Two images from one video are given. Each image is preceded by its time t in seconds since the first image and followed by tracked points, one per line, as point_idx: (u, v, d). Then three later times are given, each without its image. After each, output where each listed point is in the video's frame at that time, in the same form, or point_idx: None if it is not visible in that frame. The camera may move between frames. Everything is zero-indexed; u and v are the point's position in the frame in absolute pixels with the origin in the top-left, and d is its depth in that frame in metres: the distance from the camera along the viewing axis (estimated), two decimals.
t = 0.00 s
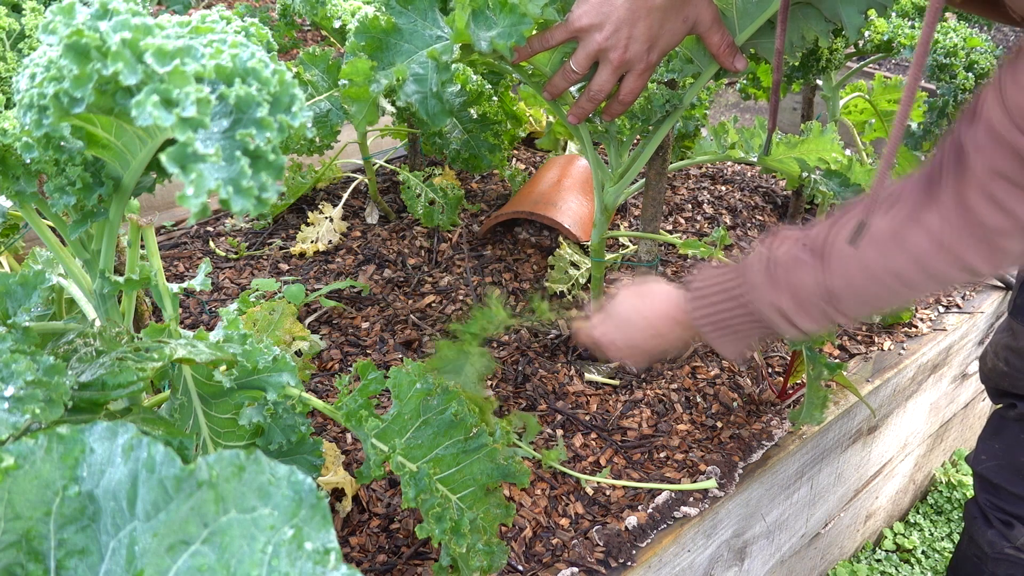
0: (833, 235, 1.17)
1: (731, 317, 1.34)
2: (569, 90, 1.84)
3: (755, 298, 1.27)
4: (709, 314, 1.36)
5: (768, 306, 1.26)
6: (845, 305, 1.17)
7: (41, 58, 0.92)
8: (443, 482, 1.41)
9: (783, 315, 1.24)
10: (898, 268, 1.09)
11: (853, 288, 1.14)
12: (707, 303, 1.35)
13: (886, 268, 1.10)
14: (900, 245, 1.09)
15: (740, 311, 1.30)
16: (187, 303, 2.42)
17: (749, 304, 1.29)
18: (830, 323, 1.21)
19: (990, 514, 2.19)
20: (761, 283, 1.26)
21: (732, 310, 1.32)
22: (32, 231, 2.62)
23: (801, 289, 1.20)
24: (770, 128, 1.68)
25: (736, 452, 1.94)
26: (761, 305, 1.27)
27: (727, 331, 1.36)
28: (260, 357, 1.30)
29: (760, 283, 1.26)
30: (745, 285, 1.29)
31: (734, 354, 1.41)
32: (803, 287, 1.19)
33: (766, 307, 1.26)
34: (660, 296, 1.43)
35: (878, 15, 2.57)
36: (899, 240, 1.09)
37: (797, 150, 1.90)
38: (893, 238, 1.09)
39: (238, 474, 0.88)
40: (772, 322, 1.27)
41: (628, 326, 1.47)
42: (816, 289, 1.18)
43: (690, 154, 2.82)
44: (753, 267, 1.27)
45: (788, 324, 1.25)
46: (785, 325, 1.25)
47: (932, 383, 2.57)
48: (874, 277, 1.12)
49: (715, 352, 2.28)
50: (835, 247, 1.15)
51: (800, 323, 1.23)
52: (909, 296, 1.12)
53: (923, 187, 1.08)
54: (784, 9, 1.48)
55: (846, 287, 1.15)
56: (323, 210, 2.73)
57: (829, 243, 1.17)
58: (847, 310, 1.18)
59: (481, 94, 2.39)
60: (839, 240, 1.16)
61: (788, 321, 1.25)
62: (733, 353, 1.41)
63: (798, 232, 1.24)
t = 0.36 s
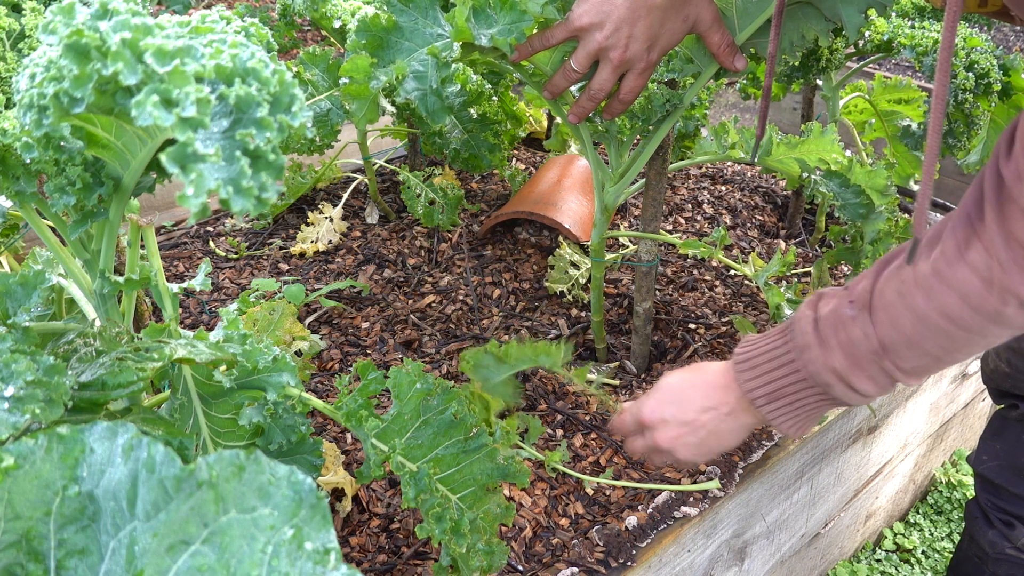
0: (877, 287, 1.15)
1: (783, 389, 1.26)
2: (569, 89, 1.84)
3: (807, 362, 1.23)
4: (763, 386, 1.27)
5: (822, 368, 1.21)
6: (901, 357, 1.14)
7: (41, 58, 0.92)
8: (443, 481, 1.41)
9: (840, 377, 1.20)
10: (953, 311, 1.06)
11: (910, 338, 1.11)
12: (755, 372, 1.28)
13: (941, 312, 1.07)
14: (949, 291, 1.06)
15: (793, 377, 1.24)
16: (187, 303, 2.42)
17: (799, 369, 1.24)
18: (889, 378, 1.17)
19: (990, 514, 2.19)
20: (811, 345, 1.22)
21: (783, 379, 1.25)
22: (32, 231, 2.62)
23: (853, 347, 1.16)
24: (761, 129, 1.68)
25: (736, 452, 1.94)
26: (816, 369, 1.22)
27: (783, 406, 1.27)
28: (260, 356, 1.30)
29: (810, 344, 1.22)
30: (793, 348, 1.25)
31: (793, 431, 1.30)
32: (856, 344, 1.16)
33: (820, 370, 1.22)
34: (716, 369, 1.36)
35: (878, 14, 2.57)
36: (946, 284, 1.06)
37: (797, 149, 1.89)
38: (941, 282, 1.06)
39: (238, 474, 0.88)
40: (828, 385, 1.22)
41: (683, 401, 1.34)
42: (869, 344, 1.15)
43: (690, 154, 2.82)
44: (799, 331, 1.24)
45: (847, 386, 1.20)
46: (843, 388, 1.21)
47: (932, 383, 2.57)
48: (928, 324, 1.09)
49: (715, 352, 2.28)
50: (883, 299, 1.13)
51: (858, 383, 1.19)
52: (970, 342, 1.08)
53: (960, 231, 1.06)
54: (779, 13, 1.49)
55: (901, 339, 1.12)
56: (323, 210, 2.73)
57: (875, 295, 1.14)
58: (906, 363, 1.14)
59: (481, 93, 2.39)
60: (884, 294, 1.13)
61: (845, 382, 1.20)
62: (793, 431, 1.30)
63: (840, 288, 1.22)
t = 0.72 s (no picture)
0: (971, 253, 1.29)
1: (875, 346, 1.42)
2: (569, 89, 1.84)
3: (904, 326, 1.37)
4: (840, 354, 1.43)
5: (917, 331, 1.36)
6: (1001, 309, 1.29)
7: (41, 58, 0.92)
8: (443, 481, 1.41)
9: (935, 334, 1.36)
10: None
11: (1002, 296, 1.27)
12: (840, 342, 1.43)
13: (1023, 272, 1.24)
14: None
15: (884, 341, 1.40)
16: (187, 303, 2.42)
17: (892, 332, 1.39)
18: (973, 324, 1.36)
19: (990, 514, 2.19)
20: (909, 311, 1.35)
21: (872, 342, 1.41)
22: (32, 231, 2.62)
23: (955, 309, 1.31)
24: (767, 128, 1.71)
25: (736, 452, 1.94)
26: (909, 332, 1.37)
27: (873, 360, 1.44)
28: (260, 357, 1.30)
29: (906, 311, 1.35)
30: (885, 315, 1.38)
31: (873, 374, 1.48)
32: (955, 306, 1.31)
33: (915, 332, 1.37)
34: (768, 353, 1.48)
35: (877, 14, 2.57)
36: None
37: (796, 149, 1.89)
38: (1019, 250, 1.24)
39: (238, 474, 0.88)
40: (919, 342, 1.38)
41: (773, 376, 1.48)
42: (968, 305, 1.30)
43: (690, 154, 2.82)
44: (892, 298, 1.36)
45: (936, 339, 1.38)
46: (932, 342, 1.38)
47: (932, 383, 2.57)
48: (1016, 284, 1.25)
49: (715, 351, 2.28)
50: (975, 264, 1.28)
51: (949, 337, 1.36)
52: None
53: None
54: (783, 8, 1.52)
55: (997, 298, 1.28)
56: (323, 210, 2.73)
57: (967, 262, 1.29)
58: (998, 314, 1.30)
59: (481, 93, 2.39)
60: (979, 259, 1.28)
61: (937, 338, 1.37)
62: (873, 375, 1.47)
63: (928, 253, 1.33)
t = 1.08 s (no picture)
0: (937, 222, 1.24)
1: (826, 299, 1.40)
2: (569, 89, 1.84)
3: (854, 283, 1.34)
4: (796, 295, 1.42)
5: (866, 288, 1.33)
6: (950, 287, 1.25)
7: (41, 58, 0.92)
8: (443, 482, 1.41)
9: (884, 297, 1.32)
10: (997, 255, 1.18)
11: (959, 272, 1.22)
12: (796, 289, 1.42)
13: (987, 253, 1.19)
14: None
15: (833, 293, 1.38)
16: (187, 303, 2.41)
17: (843, 288, 1.37)
18: (922, 300, 1.31)
19: (990, 514, 2.19)
20: (860, 267, 1.32)
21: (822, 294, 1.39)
22: (32, 231, 2.62)
23: (905, 274, 1.27)
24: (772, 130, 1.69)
25: (736, 452, 1.93)
26: (859, 289, 1.34)
27: (816, 314, 1.43)
28: (260, 357, 1.30)
29: (858, 268, 1.33)
30: (839, 271, 1.36)
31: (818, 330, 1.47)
32: (906, 273, 1.27)
33: (863, 292, 1.34)
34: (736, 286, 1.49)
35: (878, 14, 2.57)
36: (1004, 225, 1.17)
37: (797, 150, 1.90)
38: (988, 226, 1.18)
39: (238, 474, 0.88)
40: (869, 303, 1.35)
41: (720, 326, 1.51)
42: (920, 275, 1.26)
43: (690, 154, 2.83)
44: (851, 251, 1.33)
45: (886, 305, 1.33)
46: (883, 307, 1.34)
47: (932, 383, 2.56)
48: (976, 263, 1.20)
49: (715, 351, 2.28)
50: (937, 235, 1.23)
51: (900, 305, 1.32)
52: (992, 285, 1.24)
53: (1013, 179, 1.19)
54: (788, 12, 1.52)
55: (952, 272, 1.22)
56: (323, 210, 2.72)
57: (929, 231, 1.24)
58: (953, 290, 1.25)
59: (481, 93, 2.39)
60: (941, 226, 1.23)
61: (887, 303, 1.33)
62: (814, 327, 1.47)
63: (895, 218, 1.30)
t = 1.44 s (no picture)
0: (827, 159, 1.36)
1: (729, 229, 1.50)
2: (569, 89, 1.84)
3: (750, 212, 1.45)
4: (712, 223, 1.50)
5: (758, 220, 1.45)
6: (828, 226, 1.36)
7: (41, 58, 0.92)
8: (443, 481, 1.41)
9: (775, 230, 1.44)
10: (875, 196, 1.28)
11: (836, 209, 1.34)
12: (707, 212, 1.51)
13: (865, 194, 1.30)
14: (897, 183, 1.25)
15: (734, 223, 1.48)
16: (187, 303, 2.41)
17: (742, 219, 1.47)
18: (805, 242, 1.42)
19: (990, 514, 2.19)
20: (757, 198, 1.44)
21: (728, 223, 1.49)
22: (32, 231, 2.62)
23: (793, 206, 1.39)
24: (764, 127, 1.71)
25: (736, 452, 1.93)
26: (754, 220, 1.45)
27: (723, 244, 1.52)
28: (260, 357, 1.30)
29: (755, 198, 1.44)
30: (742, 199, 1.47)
31: (734, 262, 1.56)
32: (794, 204, 1.39)
33: (758, 222, 1.45)
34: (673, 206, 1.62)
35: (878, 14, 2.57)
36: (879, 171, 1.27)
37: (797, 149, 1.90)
38: (872, 168, 1.28)
39: (238, 474, 0.88)
40: (762, 235, 1.46)
41: (647, 238, 1.63)
42: (804, 208, 1.38)
43: (689, 154, 2.82)
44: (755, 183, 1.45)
45: (779, 239, 1.45)
46: (775, 239, 1.45)
47: (932, 383, 2.56)
48: (853, 202, 1.31)
49: (715, 351, 2.28)
50: (826, 171, 1.35)
51: (788, 239, 1.43)
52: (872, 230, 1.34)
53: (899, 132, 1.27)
54: (779, 7, 1.52)
55: (831, 208, 1.34)
56: (323, 210, 2.72)
57: (821, 167, 1.36)
58: (829, 231, 1.38)
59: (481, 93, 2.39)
60: (829, 164, 1.35)
61: (778, 236, 1.44)
62: (729, 263, 1.56)
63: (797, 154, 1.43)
